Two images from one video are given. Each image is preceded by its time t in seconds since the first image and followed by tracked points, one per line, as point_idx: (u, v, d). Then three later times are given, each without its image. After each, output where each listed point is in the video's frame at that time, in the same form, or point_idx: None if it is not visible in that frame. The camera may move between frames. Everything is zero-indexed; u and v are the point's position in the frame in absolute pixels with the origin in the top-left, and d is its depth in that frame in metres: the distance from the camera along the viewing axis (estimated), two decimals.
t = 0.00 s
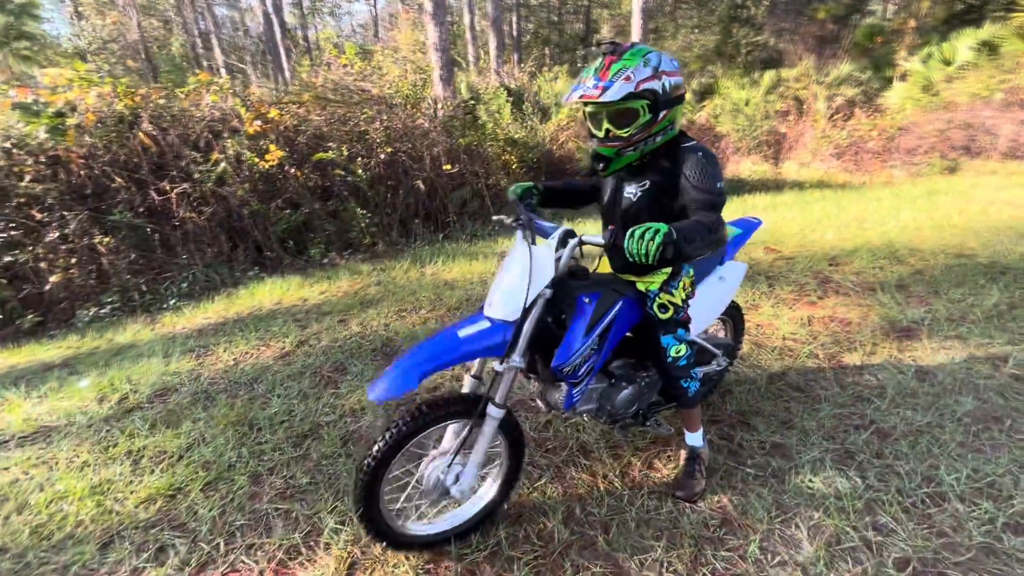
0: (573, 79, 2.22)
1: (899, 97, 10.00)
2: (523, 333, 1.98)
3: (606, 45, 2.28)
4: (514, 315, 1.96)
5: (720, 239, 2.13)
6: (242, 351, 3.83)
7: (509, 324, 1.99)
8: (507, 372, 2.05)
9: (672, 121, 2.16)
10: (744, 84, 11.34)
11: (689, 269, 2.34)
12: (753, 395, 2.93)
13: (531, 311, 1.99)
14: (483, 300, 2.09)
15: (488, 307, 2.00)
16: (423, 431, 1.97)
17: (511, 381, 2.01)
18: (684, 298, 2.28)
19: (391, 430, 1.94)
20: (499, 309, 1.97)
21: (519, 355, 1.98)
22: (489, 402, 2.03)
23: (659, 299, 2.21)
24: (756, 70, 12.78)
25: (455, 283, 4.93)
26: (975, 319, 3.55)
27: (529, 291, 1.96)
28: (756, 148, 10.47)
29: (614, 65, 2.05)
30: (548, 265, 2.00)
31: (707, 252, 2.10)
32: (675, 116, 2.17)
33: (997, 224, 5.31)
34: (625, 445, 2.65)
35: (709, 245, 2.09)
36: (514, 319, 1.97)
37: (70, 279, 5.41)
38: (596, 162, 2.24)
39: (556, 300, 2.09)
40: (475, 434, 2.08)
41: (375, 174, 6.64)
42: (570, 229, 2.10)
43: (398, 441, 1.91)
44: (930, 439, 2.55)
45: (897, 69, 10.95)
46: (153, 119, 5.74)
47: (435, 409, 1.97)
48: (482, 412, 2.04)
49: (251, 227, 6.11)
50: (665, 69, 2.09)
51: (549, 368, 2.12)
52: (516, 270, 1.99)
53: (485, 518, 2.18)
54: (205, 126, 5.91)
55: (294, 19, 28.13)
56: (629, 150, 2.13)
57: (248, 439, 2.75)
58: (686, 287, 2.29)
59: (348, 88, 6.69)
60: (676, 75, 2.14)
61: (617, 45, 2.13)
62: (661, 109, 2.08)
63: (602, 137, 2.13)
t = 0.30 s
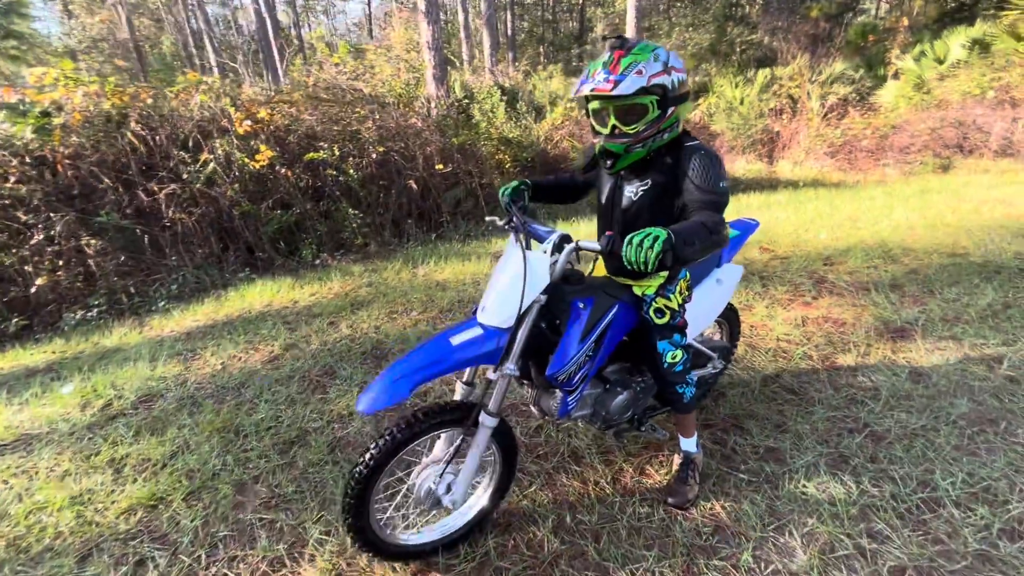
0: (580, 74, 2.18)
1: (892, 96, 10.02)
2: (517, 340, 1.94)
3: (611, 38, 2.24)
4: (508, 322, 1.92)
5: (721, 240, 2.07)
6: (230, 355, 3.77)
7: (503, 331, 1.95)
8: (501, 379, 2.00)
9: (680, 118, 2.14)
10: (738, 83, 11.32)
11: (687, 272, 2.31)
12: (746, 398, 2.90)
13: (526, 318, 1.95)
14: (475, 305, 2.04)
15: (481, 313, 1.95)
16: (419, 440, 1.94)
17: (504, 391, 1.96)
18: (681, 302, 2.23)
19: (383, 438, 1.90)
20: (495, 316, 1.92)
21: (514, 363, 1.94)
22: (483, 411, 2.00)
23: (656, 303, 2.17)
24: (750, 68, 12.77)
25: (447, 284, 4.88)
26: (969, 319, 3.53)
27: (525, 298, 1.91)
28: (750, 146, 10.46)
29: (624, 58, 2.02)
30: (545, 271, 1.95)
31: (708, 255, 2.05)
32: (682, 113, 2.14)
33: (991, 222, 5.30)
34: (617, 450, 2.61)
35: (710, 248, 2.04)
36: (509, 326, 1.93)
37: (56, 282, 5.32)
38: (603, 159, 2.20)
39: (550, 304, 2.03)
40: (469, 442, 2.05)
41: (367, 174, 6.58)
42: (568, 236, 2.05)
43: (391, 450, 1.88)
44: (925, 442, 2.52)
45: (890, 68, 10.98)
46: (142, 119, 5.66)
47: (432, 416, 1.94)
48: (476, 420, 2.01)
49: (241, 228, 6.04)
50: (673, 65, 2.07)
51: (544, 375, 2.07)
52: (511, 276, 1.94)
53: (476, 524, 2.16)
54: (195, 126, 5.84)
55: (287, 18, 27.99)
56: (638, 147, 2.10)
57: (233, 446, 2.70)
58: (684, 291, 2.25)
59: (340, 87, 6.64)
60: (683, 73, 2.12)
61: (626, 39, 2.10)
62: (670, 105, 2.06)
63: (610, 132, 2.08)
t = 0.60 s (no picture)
0: (590, 62, 2.13)
1: (885, 92, 10.06)
2: (518, 341, 1.90)
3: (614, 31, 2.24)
4: (509, 323, 1.89)
5: (726, 239, 2.05)
6: (221, 358, 3.72)
7: (503, 332, 1.92)
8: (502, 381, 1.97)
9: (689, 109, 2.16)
10: (732, 80, 11.31)
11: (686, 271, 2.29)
12: (742, 396, 2.88)
13: (527, 319, 1.91)
14: (474, 306, 2.01)
15: (481, 313, 1.92)
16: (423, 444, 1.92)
17: (504, 394, 1.92)
18: (681, 301, 2.22)
19: (385, 443, 1.88)
20: (495, 317, 1.89)
21: (515, 364, 1.90)
22: (483, 413, 1.97)
23: (656, 302, 2.15)
24: (743, 65, 12.78)
25: (442, 284, 4.84)
26: (964, 315, 3.53)
27: (526, 299, 1.88)
28: (744, 144, 10.46)
29: (641, 43, 2.01)
30: (546, 270, 1.91)
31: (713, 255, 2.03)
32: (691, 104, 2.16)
33: (983, 217, 5.32)
34: (613, 451, 2.59)
35: (715, 247, 2.02)
36: (509, 327, 1.90)
37: (45, 285, 5.25)
38: (619, 148, 2.10)
39: (550, 303, 1.99)
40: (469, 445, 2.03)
41: (360, 174, 6.52)
42: (570, 233, 1.99)
43: (392, 454, 1.85)
44: (922, 439, 2.51)
45: (883, 65, 11.02)
46: (131, 119, 5.59)
47: (434, 419, 1.92)
48: (477, 422, 1.99)
49: (233, 230, 5.98)
50: (682, 56, 2.11)
51: (543, 375, 2.04)
52: (511, 275, 1.90)
53: (475, 526, 2.14)
54: (185, 127, 5.78)
55: (279, 18, 27.84)
56: (655, 133, 2.05)
57: (224, 451, 2.67)
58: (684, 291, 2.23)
59: (332, 87, 6.59)
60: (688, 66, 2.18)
61: (636, 27, 2.11)
62: (683, 93, 2.06)
63: (628, 117, 2.02)
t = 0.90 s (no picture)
0: (584, 60, 2.11)
1: (872, 92, 10.15)
2: (508, 342, 1.88)
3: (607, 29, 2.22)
4: (499, 324, 1.87)
5: (716, 239, 2.04)
6: (210, 364, 3.67)
7: (494, 333, 1.90)
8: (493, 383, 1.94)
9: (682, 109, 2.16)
10: (721, 81, 11.22)
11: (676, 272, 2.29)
12: (734, 397, 2.88)
13: (517, 319, 1.89)
14: (465, 308, 1.99)
15: (472, 315, 1.90)
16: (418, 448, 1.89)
17: (495, 396, 1.90)
18: (672, 301, 2.21)
19: (376, 447, 1.85)
20: (485, 319, 1.87)
21: (506, 365, 1.88)
22: (474, 416, 1.94)
23: (646, 303, 2.15)
24: (733, 65, 12.85)
25: (433, 287, 4.81)
26: (952, 312, 3.56)
27: (515, 300, 1.86)
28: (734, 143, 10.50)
29: (636, 41, 1.99)
30: (537, 271, 1.89)
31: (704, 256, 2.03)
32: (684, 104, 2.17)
33: (970, 215, 5.38)
34: (606, 453, 2.58)
35: (706, 246, 2.01)
36: (499, 328, 1.88)
37: (29, 292, 5.16)
38: (614, 148, 2.09)
39: (540, 304, 1.97)
40: (462, 449, 2.01)
41: (351, 176, 6.48)
42: (559, 233, 1.97)
43: (384, 458, 1.83)
44: (913, 438, 2.52)
45: (870, 64, 11.13)
46: (116, 123, 5.51)
47: (426, 421, 1.90)
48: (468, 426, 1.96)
49: (222, 234, 5.92)
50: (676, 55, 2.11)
51: (534, 377, 2.02)
52: (502, 277, 1.88)
53: (468, 531, 2.11)
54: (172, 130, 5.71)
55: (268, 20, 27.68)
56: (650, 133, 2.04)
57: (212, 459, 2.63)
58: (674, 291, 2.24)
59: (322, 89, 6.54)
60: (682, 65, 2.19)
61: (632, 23, 2.09)
62: (677, 93, 2.06)
63: (623, 116, 2.01)
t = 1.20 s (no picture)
0: (567, 71, 2.11)
1: (858, 96, 10.29)
2: (495, 354, 1.86)
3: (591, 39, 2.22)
4: (485, 336, 1.85)
5: (703, 248, 2.04)
6: (195, 376, 3.62)
7: (480, 345, 1.88)
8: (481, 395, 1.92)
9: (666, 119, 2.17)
10: (710, 86, 11.40)
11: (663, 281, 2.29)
12: (725, 404, 2.87)
13: (503, 330, 1.87)
14: (450, 319, 1.96)
15: (457, 328, 1.87)
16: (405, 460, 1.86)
17: (482, 408, 1.88)
18: (659, 310, 2.21)
19: (362, 461, 1.82)
20: (471, 331, 1.85)
21: (492, 377, 1.86)
22: (462, 428, 1.92)
23: (633, 313, 2.14)
24: (721, 70, 12.97)
25: (424, 294, 4.78)
26: (939, 315, 3.59)
27: (501, 311, 1.84)
28: (723, 147, 10.58)
29: (618, 53, 1.99)
30: (522, 282, 1.87)
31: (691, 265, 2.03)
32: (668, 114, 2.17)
33: (955, 218, 5.45)
34: (596, 463, 2.56)
35: (692, 255, 2.01)
36: (486, 339, 1.86)
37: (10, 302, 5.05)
38: (597, 159, 2.09)
39: (526, 315, 1.96)
40: (450, 462, 1.98)
41: (340, 183, 6.44)
42: (544, 243, 1.95)
43: (370, 473, 1.79)
44: (901, 444, 2.53)
45: (855, 69, 11.29)
46: (101, 131, 5.44)
47: (413, 434, 1.87)
48: (456, 438, 1.94)
49: (210, 242, 5.85)
50: (659, 66, 2.11)
51: (522, 388, 2.00)
52: (488, 288, 1.86)
53: (457, 545, 2.08)
54: (158, 137, 5.64)
55: (258, 26, 27.58)
56: (633, 144, 2.04)
57: (196, 475, 2.58)
58: (660, 301, 2.23)
59: (311, 95, 6.52)
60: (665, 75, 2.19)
61: (614, 34, 2.09)
62: (660, 104, 2.06)
63: (605, 128, 2.01)
